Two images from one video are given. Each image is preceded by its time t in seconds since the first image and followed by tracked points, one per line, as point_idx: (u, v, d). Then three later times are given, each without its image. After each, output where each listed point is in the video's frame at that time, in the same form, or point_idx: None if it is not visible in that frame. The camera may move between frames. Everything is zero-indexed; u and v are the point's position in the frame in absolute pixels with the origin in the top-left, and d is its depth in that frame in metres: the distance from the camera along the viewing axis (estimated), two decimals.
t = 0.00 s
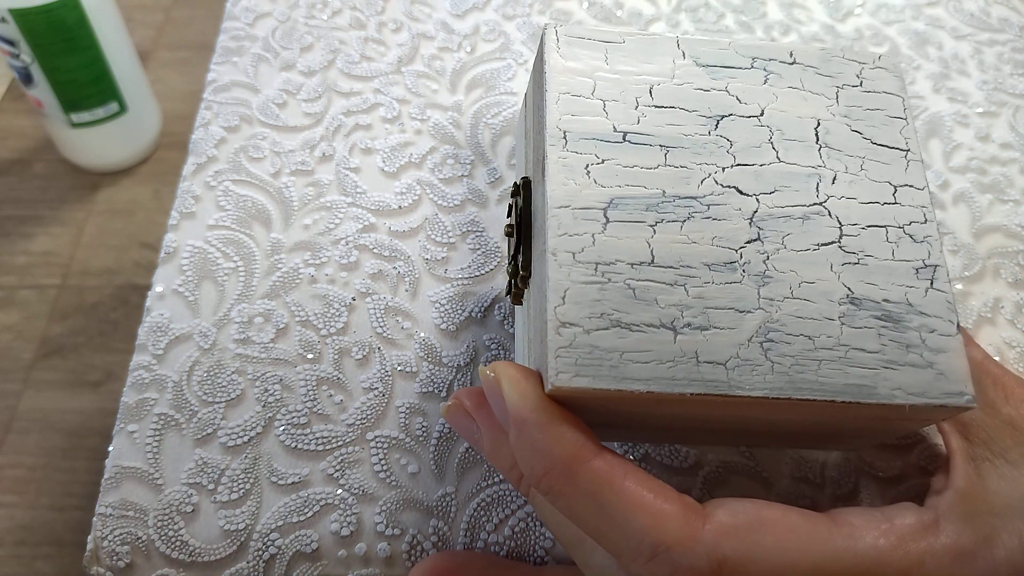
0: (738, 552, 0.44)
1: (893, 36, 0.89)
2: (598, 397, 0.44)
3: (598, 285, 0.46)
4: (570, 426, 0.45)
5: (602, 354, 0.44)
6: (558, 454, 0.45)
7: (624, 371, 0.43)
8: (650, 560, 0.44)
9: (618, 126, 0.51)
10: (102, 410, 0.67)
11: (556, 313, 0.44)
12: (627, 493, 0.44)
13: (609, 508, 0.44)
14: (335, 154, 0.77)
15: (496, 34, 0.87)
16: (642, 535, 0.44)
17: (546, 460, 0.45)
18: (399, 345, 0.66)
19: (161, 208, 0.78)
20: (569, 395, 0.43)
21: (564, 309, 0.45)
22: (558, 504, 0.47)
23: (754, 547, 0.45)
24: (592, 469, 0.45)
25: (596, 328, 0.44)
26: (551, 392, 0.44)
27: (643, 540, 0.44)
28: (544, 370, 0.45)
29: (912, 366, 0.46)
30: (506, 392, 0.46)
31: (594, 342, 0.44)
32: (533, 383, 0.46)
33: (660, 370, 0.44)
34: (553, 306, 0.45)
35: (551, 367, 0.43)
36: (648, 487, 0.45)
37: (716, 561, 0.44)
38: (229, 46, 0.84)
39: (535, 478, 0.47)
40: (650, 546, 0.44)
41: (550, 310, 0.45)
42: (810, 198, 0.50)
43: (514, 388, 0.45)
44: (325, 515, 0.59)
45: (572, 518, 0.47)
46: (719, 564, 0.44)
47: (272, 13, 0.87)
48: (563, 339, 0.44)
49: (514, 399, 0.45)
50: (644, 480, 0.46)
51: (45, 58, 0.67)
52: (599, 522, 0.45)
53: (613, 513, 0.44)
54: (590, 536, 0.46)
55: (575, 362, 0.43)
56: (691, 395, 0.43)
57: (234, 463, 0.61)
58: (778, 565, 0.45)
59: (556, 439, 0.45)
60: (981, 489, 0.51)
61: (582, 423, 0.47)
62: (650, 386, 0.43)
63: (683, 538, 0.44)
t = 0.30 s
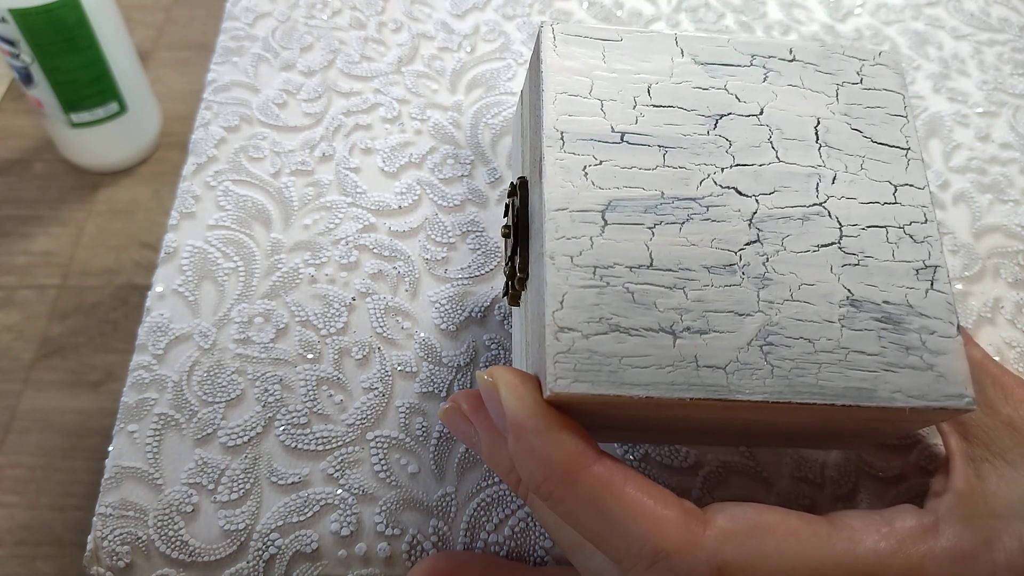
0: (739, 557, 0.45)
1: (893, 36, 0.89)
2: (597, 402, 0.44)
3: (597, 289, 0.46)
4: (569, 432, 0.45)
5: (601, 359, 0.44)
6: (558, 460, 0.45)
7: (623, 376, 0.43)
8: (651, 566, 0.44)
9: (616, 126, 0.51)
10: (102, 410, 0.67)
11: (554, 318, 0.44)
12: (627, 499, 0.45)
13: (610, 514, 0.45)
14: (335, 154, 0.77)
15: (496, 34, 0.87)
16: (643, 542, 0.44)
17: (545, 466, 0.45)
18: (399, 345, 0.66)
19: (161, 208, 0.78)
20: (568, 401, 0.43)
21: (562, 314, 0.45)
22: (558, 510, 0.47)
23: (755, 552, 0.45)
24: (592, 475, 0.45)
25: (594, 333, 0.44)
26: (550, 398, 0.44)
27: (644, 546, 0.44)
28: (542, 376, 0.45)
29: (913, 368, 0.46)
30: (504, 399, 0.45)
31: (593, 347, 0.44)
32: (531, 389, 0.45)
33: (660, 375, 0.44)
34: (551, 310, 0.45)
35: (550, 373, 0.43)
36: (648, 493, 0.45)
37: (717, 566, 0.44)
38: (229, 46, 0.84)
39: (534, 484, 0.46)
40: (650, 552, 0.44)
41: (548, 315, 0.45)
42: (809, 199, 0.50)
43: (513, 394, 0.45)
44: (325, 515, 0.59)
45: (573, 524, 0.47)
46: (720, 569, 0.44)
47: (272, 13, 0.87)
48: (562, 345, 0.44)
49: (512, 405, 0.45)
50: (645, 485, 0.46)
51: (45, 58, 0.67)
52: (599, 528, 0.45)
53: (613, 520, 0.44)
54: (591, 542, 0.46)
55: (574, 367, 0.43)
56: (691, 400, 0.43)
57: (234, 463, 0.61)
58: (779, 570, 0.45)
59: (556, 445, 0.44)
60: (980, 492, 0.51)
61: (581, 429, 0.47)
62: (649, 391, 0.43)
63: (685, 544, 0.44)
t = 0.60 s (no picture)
0: (743, 561, 0.45)
1: (893, 36, 0.89)
2: (600, 406, 0.44)
3: (599, 292, 0.46)
4: (572, 436, 0.45)
5: (605, 362, 0.44)
6: (562, 464, 0.45)
7: (626, 379, 0.43)
8: (656, 570, 0.44)
9: (617, 129, 0.51)
10: (102, 410, 0.67)
11: (556, 320, 0.44)
12: (631, 502, 0.45)
13: (614, 518, 0.45)
14: (335, 154, 0.77)
15: (496, 34, 0.87)
16: (647, 545, 0.44)
17: (549, 470, 0.45)
18: (399, 345, 0.66)
19: (161, 208, 0.78)
20: (572, 404, 0.43)
21: (565, 317, 0.45)
22: (562, 514, 0.47)
23: (759, 555, 0.45)
24: (595, 479, 0.45)
25: (597, 335, 0.44)
26: (553, 402, 0.44)
27: (648, 549, 0.44)
28: (545, 380, 0.45)
29: (916, 370, 0.46)
30: (507, 402, 0.45)
31: (596, 350, 0.44)
32: (534, 392, 0.45)
33: (663, 378, 0.44)
34: (554, 313, 0.45)
35: (553, 376, 0.43)
36: (652, 496, 0.45)
37: (721, 569, 0.44)
38: (229, 46, 0.84)
39: (537, 488, 0.47)
40: (655, 556, 0.44)
41: (551, 318, 0.45)
42: (811, 201, 0.50)
43: (515, 398, 0.45)
44: (325, 515, 0.59)
45: (576, 528, 0.47)
46: (725, 573, 0.44)
47: (272, 13, 0.87)
48: (565, 348, 0.44)
49: (515, 409, 0.45)
50: (648, 488, 0.46)
51: (44, 58, 0.67)
52: (603, 532, 0.45)
53: (617, 524, 0.45)
54: (595, 546, 0.46)
55: (577, 370, 0.43)
56: (695, 403, 0.43)
57: (234, 463, 0.61)
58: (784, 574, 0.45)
59: (559, 449, 0.44)
60: (984, 494, 0.51)
61: (584, 432, 0.47)
62: (653, 394, 0.43)
63: (689, 548, 0.44)
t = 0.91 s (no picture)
0: (741, 562, 0.45)
1: (893, 36, 0.89)
2: (598, 408, 0.44)
3: (597, 294, 0.46)
4: (571, 438, 0.45)
5: (602, 364, 0.44)
6: (560, 466, 0.45)
7: (624, 381, 0.43)
8: (654, 571, 0.44)
9: (615, 130, 0.51)
10: (102, 410, 0.67)
11: (554, 323, 0.44)
12: (629, 505, 0.45)
13: (612, 520, 0.45)
14: (335, 154, 0.77)
15: (496, 34, 0.87)
16: (645, 547, 0.44)
17: (547, 472, 0.45)
18: (399, 345, 0.66)
19: (161, 208, 0.78)
20: (569, 407, 0.43)
21: (562, 319, 0.45)
22: (561, 516, 0.47)
23: (757, 557, 0.45)
24: (594, 481, 0.45)
25: (594, 338, 0.44)
26: (550, 404, 0.44)
27: (646, 552, 0.44)
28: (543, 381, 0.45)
29: (914, 371, 0.46)
30: (505, 405, 0.45)
31: (593, 352, 0.44)
32: (531, 395, 0.45)
33: (660, 380, 0.44)
34: (551, 316, 0.45)
35: (551, 378, 0.43)
36: (650, 498, 0.45)
37: (720, 570, 0.44)
38: (229, 46, 0.84)
39: (536, 490, 0.47)
40: (653, 558, 0.44)
41: (548, 321, 0.45)
42: (810, 202, 0.50)
43: (512, 400, 0.45)
44: (325, 515, 0.59)
45: (576, 530, 0.47)
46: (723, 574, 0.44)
47: (272, 13, 0.87)
48: (562, 350, 0.44)
49: (513, 412, 0.45)
50: (647, 490, 0.46)
51: (45, 58, 0.67)
52: (602, 534, 0.45)
53: (615, 525, 0.45)
54: (594, 548, 0.46)
55: (575, 373, 0.43)
56: (692, 404, 0.43)
57: (234, 463, 0.61)
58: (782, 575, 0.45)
59: (557, 451, 0.44)
60: (982, 493, 0.51)
61: (583, 434, 0.47)
62: (651, 396, 0.43)
63: (688, 550, 0.44)
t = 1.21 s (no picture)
0: (740, 563, 0.45)
1: (893, 36, 0.89)
2: (598, 407, 0.44)
3: (598, 293, 0.46)
4: (570, 437, 0.45)
5: (602, 363, 0.44)
6: (559, 465, 0.45)
7: (624, 380, 0.43)
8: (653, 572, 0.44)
9: (617, 126, 0.51)
10: (102, 410, 0.67)
11: (554, 322, 0.44)
12: (629, 504, 0.45)
13: (611, 519, 0.45)
14: (335, 154, 0.77)
15: (496, 34, 0.87)
16: (644, 547, 0.44)
17: (546, 470, 0.45)
18: (399, 345, 0.66)
19: (161, 208, 0.78)
20: (569, 406, 0.43)
21: (562, 317, 0.45)
22: (560, 515, 0.47)
23: (755, 558, 0.45)
24: (594, 480, 0.45)
25: (595, 337, 0.44)
26: (550, 403, 0.44)
27: (645, 551, 0.44)
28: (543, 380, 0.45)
29: (916, 371, 0.46)
30: (505, 403, 0.45)
31: (593, 351, 0.44)
32: (531, 393, 0.45)
33: (661, 379, 0.44)
34: (551, 314, 0.45)
35: (551, 378, 0.43)
36: (649, 497, 0.45)
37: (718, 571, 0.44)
38: (229, 46, 0.84)
39: (535, 488, 0.47)
40: (652, 558, 0.44)
41: (548, 319, 0.45)
42: (814, 199, 0.50)
43: (512, 399, 0.45)
44: (325, 515, 0.59)
45: (574, 529, 0.47)
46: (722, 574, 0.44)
47: (272, 13, 0.87)
48: (562, 349, 0.44)
49: (513, 410, 0.45)
50: (646, 489, 0.46)
51: (45, 58, 0.67)
52: (601, 533, 0.45)
53: (615, 525, 0.45)
54: (593, 547, 0.46)
55: (575, 372, 0.43)
56: (692, 404, 0.43)
57: (234, 463, 0.61)
58: None
59: (556, 450, 0.44)
60: (982, 493, 0.51)
61: (582, 433, 0.47)
62: (651, 395, 0.43)
63: (687, 550, 0.44)
